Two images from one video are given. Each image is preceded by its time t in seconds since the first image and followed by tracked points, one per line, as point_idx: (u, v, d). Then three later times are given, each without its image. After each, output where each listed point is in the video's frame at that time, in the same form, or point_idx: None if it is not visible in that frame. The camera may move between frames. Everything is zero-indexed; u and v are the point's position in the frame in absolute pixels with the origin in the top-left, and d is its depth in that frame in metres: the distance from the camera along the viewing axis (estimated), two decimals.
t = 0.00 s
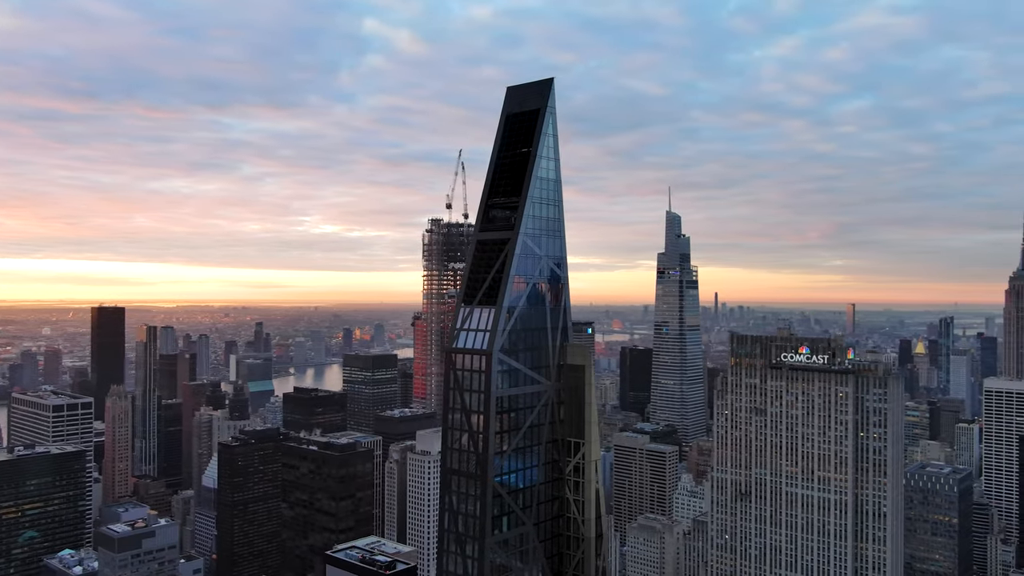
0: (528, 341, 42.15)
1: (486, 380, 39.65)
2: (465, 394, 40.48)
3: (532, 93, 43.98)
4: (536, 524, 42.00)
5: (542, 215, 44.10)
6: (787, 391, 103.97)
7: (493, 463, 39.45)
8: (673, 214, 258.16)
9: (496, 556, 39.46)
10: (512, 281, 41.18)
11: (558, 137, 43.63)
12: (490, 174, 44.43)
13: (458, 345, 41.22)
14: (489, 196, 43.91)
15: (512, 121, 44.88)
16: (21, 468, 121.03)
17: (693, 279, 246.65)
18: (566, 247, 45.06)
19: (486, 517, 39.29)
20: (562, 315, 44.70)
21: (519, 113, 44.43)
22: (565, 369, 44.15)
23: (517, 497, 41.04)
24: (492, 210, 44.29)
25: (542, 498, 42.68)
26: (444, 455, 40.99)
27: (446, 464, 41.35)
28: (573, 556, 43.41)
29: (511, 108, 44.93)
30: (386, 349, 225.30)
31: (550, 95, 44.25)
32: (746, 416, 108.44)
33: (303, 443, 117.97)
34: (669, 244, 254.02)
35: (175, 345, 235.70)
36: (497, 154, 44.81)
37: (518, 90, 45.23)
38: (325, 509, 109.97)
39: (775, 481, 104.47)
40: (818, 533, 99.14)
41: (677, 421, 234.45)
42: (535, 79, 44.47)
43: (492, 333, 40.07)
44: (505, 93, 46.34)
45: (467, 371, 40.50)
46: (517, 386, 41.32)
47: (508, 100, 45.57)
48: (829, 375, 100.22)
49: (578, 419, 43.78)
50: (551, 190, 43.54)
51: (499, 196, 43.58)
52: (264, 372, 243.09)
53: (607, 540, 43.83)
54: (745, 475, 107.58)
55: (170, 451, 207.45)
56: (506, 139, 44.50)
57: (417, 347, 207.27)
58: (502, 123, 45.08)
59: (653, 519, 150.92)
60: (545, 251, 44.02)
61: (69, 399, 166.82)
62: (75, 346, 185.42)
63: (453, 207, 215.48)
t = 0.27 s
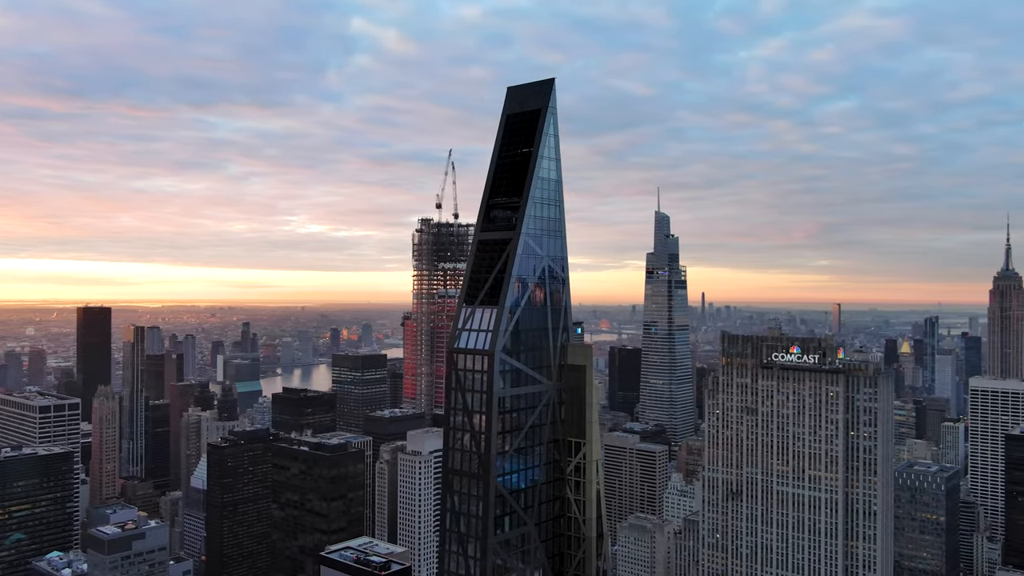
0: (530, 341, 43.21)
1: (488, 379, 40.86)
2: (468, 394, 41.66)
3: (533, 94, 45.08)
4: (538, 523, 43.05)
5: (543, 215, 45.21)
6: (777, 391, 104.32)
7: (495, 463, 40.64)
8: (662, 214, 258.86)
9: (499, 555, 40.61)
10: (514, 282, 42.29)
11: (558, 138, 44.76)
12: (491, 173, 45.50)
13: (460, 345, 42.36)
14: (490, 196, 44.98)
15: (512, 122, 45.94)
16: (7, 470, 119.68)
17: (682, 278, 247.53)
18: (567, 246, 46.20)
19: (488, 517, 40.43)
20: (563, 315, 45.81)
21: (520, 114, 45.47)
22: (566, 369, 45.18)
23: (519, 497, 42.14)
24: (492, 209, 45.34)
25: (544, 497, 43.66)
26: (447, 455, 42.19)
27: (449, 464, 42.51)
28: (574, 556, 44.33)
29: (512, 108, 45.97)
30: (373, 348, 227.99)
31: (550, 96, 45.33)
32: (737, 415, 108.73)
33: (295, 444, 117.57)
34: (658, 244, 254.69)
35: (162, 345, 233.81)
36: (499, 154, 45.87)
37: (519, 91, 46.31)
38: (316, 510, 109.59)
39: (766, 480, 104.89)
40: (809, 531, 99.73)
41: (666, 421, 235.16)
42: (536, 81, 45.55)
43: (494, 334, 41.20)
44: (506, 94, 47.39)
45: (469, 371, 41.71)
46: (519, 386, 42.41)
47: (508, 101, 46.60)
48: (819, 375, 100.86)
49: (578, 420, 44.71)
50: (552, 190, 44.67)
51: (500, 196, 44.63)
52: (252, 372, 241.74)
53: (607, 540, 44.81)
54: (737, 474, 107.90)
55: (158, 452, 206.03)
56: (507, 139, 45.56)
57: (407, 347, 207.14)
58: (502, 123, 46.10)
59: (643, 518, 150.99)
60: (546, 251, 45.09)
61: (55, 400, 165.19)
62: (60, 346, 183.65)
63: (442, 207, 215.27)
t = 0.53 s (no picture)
0: (531, 341, 43.53)
1: (490, 380, 41.20)
2: (470, 395, 42.00)
3: (534, 94, 45.41)
4: (539, 523, 43.38)
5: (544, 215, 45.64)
6: (768, 390, 104.75)
7: (497, 463, 40.98)
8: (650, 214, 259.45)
9: (501, 555, 40.97)
10: (516, 282, 42.63)
11: (559, 138, 45.19)
12: (492, 173, 45.80)
13: (462, 345, 42.69)
14: (490, 196, 45.29)
15: (513, 121, 46.27)
16: None
17: (670, 278, 248.26)
18: (567, 246, 46.64)
19: (491, 517, 40.78)
20: (563, 315, 46.17)
21: (520, 114, 45.79)
22: (567, 369, 45.43)
23: (521, 497, 42.45)
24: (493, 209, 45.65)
25: (545, 498, 43.95)
26: (449, 456, 42.53)
27: (450, 465, 42.90)
28: (574, 555, 44.68)
29: (513, 108, 46.33)
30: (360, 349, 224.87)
31: (551, 96, 45.67)
32: (728, 415, 109.00)
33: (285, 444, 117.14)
34: (647, 244, 255.28)
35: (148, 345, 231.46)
36: (500, 153, 46.18)
37: (520, 91, 46.60)
38: (307, 510, 109.21)
39: (757, 479, 105.27)
40: (800, 530, 100.27)
41: (655, 421, 235.79)
42: (537, 81, 45.85)
43: (496, 334, 41.49)
44: (507, 93, 47.64)
45: (471, 371, 42.07)
46: (521, 386, 42.69)
47: (509, 101, 46.88)
48: (810, 374, 101.56)
49: (579, 420, 44.91)
50: (553, 190, 45.09)
51: (501, 196, 44.95)
52: (239, 373, 240.19)
53: (607, 539, 45.15)
54: (728, 474, 108.28)
55: (145, 453, 204.77)
56: (508, 139, 45.88)
57: (397, 347, 206.87)
58: (503, 124, 46.42)
59: (633, 518, 151.02)
60: (547, 251, 45.48)
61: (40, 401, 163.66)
62: (46, 347, 181.96)
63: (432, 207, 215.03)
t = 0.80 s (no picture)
0: (533, 341, 43.84)
1: (492, 379, 41.42)
2: (472, 395, 42.25)
3: (534, 95, 45.73)
4: (541, 524, 43.62)
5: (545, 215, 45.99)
6: (760, 389, 105.13)
7: (499, 463, 41.27)
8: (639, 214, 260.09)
9: (503, 555, 41.17)
10: (519, 282, 42.90)
11: (560, 138, 45.55)
12: (492, 174, 46.05)
13: (463, 345, 42.91)
14: (491, 197, 45.56)
15: (513, 122, 46.59)
16: None
17: (659, 279, 248.99)
18: (568, 246, 47.05)
19: (494, 517, 41.03)
20: (562, 315, 46.56)
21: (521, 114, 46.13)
22: (567, 369, 45.82)
23: (522, 498, 42.66)
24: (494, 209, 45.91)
25: (546, 498, 44.19)
26: (451, 456, 42.78)
27: (451, 466, 43.10)
28: (575, 555, 44.86)
29: (513, 109, 46.65)
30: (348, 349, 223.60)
31: (552, 97, 45.98)
32: (719, 414, 109.33)
33: (276, 445, 116.76)
34: (635, 244, 255.89)
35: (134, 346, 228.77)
36: (500, 153, 46.45)
37: (520, 91, 46.90)
38: (299, 511, 108.78)
39: (748, 479, 105.67)
40: (791, 528, 100.74)
41: (644, 420, 236.34)
42: (537, 81, 46.16)
43: (499, 333, 41.73)
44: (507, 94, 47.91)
45: (473, 371, 42.31)
46: (523, 386, 42.94)
47: (510, 101, 47.17)
48: (801, 373, 102.12)
49: (580, 420, 45.21)
50: (554, 190, 45.44)
51: (502, 196, 45.24)
52: (226, 373, 238.58)
53: (608, 539, 45.36)
54: (719, 473, 108.72)
55: (133, 455, 203.58)
56: (509, 140, 46.21)
57: (387, 346, 206.62)
58: (503, 124, 46.74)
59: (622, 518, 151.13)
60: (548, 251, 45.81)
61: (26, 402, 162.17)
62: (31, 347, 180.24)
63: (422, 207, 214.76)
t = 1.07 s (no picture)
0: (533, 341, 43.97)
1: (493, 380, 41.64)
2: (473, 395, 42.56)
3: (534, 95, 45.76)
4: (542, 523, 43.80)
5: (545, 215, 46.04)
6: (750, 389, 105.58)
7: (501, 464, 41.53)
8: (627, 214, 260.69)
9: (504, 555, 41.48)
10: (520, 282, 43.08)
11: (560, 138, 45.55)
12: (493, 173, 46.05)
13: (464, 345, 43.07)
14: (492, 196, 45.64)
15: (513, 122, 46.61)
16: None
17: (647, 279, 249.58)
18: (568, 246, 47.12)
19: (495, 517, 41.39)
20: (563, 315, 46.64)
21: (521, 114, 46.18)
22: (568, 369, 45.88)
23: (523, 498, 42.86)
24: (494, 209, 45.96)
25: (546, 498, 44.34)
26: (452, 456, 43.16)
27: (453, 465, 43.39)
28: (576, 555, 44.91)
29: (513, 108, 46.65)
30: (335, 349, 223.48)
31: (552, 96, 45.98)
32: (711, 414, 109.72)
33: (267, 445, 116.39)
34: (624, 245, 256.43)
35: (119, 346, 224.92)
36: (501, 153, 46.48)
37: (520, 91, 46.85)
38: (290, 512, 108.23)
39: (739, 478, 106.10)
40: (781, 527, 101.22)
41: (633, 420, 236.71)
42: (538, 81, 46.18)
43: (500, 334, 41.93)
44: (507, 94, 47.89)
45: (474, 371, 42.58)
46: (523, 386, 43.10)
47: (510, 101, 47.17)
48: (791, 373, 102.67)
49: (579, 420, 45.22)
50: (553, 190, 45.51)
51: (503, 196, 45.32)
52: (212, 374, 236.80)
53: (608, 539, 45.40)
54: (710, 472, 109.20)
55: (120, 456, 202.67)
56: (509, 140, 46.26)
57: (376, 347, 206.22)
58: (503, 124, 46.78)
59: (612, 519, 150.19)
60: (548, 251, 45.83)
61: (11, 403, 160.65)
62: (16, 348, 178.53)
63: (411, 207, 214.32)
